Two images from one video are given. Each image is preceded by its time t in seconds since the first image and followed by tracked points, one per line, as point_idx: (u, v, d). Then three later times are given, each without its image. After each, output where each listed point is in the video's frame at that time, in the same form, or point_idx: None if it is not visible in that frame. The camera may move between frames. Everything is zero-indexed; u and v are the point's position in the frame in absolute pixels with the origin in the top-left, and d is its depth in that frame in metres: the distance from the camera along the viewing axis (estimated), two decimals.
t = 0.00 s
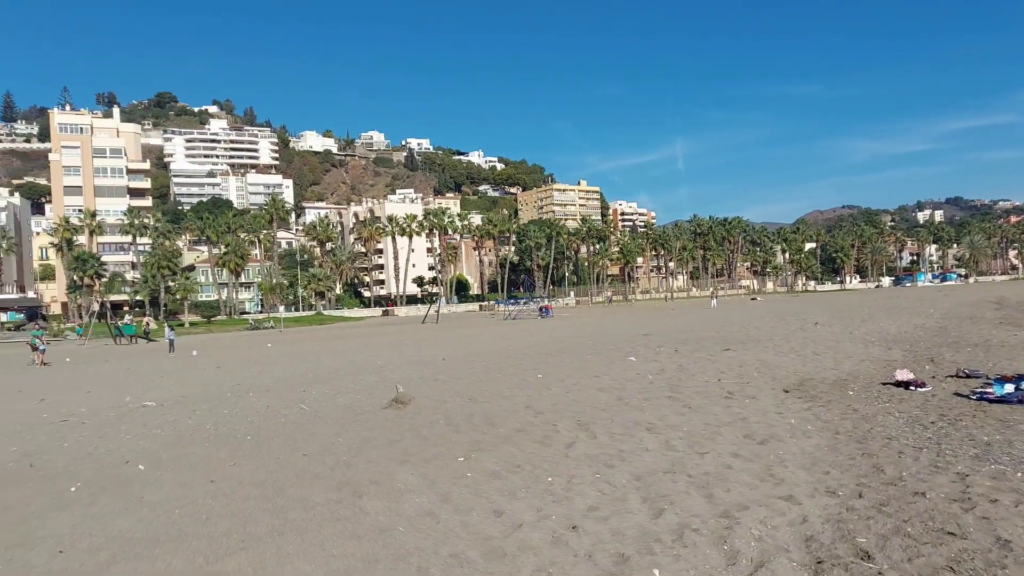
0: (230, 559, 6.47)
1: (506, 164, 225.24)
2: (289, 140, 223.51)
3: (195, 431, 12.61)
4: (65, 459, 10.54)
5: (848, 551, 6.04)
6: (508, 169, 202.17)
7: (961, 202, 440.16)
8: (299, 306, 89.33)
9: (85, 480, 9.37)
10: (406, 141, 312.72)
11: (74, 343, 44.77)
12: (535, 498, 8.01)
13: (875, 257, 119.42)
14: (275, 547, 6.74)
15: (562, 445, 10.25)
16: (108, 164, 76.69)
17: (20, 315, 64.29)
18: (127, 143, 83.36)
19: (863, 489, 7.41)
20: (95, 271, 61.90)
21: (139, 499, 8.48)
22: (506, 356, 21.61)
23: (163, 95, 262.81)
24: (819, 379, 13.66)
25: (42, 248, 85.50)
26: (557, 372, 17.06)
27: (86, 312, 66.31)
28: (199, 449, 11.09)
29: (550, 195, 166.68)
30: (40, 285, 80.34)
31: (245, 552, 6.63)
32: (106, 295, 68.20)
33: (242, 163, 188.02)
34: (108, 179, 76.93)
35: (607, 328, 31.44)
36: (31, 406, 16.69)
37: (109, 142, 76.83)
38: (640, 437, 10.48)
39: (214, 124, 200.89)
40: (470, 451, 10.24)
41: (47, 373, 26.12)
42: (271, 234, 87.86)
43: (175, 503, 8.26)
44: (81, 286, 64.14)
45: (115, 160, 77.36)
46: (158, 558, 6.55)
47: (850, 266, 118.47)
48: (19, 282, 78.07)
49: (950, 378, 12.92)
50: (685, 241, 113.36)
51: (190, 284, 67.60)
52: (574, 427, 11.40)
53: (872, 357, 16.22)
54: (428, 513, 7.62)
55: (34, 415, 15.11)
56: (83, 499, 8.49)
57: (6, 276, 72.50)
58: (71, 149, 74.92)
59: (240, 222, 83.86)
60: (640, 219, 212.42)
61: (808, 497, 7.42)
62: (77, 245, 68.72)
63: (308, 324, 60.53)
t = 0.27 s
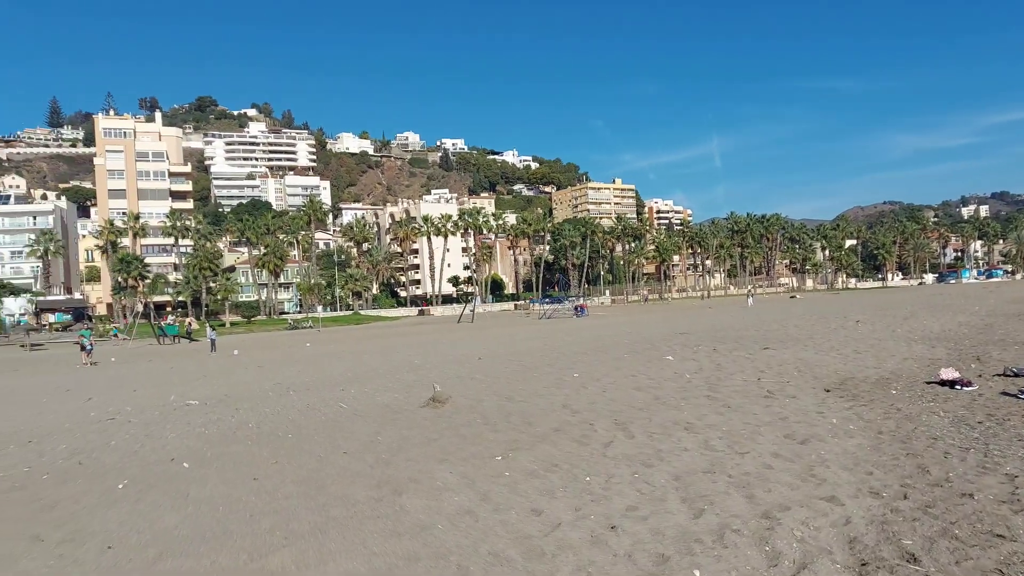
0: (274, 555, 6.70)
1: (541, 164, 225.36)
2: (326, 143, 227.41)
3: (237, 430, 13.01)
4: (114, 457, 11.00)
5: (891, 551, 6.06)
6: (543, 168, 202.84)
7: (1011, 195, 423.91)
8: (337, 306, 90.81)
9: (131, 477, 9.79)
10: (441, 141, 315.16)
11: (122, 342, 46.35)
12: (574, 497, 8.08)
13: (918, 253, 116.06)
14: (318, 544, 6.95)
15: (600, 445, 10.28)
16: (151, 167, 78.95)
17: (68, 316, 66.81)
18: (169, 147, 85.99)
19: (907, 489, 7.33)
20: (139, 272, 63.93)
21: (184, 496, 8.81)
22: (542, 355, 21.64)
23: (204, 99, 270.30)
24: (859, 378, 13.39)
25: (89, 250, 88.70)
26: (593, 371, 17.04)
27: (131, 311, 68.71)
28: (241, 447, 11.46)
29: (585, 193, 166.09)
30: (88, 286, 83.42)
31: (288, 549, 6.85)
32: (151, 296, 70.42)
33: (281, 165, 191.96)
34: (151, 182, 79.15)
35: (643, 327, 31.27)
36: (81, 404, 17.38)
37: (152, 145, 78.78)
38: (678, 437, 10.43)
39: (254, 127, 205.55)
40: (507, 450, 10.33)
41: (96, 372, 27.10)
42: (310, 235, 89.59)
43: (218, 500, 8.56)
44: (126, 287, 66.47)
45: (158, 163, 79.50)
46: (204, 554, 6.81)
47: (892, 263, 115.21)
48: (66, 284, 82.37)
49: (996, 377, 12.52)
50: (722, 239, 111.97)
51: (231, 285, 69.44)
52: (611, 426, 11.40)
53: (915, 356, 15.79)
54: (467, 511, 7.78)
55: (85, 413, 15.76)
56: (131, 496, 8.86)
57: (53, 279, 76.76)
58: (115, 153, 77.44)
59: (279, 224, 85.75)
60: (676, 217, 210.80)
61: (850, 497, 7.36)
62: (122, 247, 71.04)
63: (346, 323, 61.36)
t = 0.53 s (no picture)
0: (313, 551, 6.91)
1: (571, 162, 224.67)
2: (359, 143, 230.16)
3: (275, 427, 13.36)
4: (155, 453, 11.39)
5: (935, 554, 6.07)
6: (574, 166, 202.27)
7: None
8: (370, 305, 91.98)
9: (173, 473, 10.13)
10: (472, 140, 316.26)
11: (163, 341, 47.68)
12: (610, 495, 8.13)
13: (959, 249, 112.79)
14: (356, 540, 7.15)
15: (635, 443, 10.30)
16: (188, 169, 81.12)
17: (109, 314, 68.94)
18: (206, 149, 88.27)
19: (949, 490, 7.28)
20: (178, 272, 66.10)
21: (225, 492, 9.11)
22: (576, 353, 21.66)
23: (239, 101, 276.11)
24: (899, 375, 13.15)
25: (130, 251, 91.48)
26: (626, 369, 17.01)
27: (170, 311, 70.77)
28: (280, 444, 11.79)
29: (616, 190, 165.06)
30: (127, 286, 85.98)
31: (326, 545, 7.06)
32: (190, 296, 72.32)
33: (315, 166, 194.99)
34: (189, 184, 81.10)
35: (675, 325, 31.05)
36: (126, 401, 18.03)
37: (188, 147, 81.12)
38: (714, 435, 10.39)
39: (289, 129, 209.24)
40: (542, 448, 10.43)
41: (140, 370, 27.98)
42: (343, 235, 90.91)
43: (257, 496, 8.84)
44: (165, 287, 68.82)
45: (195, 164, 81.69)
46: (244, 549, 7.05)
47: (932, 259, 112.15)
48: (107, 284, 85.63)
49: None
50: (756, 236, 110.29)
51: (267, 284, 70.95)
52: (645, 424, 11.41)
53: (957, 353, 15.42)
54: (503, 508, 7.90)
55: (129, 410, 16.35)
56: (173, 492, 9.19)
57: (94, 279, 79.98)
58: (153, 155, 79.57)
59: (313, 223, 87.24)
60: (709, 214, 208.17)
61: (891, 497, 7.30)
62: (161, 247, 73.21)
63: (379, 322, 61.95)
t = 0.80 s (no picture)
0: (347, 547, 7.08)
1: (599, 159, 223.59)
2: (388, 143, 232.02)
3: (307, 424, 13.66)
4: (193, 451, 11.74)
5: (976, 555, 6.04)
6: (601, 163, 201.32)
7: None
8: (399, 303, 92.80)
9: (209, 470, 10.42)
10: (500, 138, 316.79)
11: (199, 339, 48.82)
12: (641, 494, 8.15)
13: (998, 244, 109.58)
14: (389, 537, 7.31)
15: (666, 442, 10.28)
16: (220, 170, 82.81)
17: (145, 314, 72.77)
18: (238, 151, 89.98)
19: (989, 491, 7.18)
20: (211, 272, 67.70)
21: (259, 489, 9.35)
22: (605, 351, 21.62)
23: (270, 103, 280.71)
24: (936, 372, 12.91)
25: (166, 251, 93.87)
26: (657, 366, 16.93)
27: (204, 310, 72.39)
28: (313, 441, 12.05)
29: (645, 187, 163.78)
30: (162, 286, 88.25)
31: (360, 541, 7.23)
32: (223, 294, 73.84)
33: (345, 166, 197.23)
34: (221, 184, 82.82)
35: (706, 322, 30.77)
36: (163, 398, 18.61)
37: (220, 148, 82.81)
38: (746, 433, 10.32)
39: (319, 130, 212.07)
40: (572, 446, 10.48)
41: (176, 367, 28.71)
42: (373, 234, 91.84)
43: (291, 493, 9.06)
44: (199, 286, 70.56)
45: (227, 165, 83.32)
46: (280, 544, 7.25)
47: (970, 253, 109.12)
48: (143, 284, 88.09)
49: None
50: (788, 232, 108.51)
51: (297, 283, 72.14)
52: (676, 422, 11.37)
53: (997, 350, 15.06)
54: (535, 506, 7.99)
55: (167, 408, 16.91)
56: (209, 489, 9.46)
57: (130, 278, 82.46)
58: (187, 156, 81.41)
59: (343, 223, 88.38)
60: (739, 210, 205.21)
61: (929, 497, 7.22)
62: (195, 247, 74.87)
63: (408, 321, 62.52)
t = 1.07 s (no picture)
0: (373, 543, 7.22)
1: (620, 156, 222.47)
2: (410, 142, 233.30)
3: (332, 422, 13.90)
4: (220, 448, 11.99)
5: (1006, 555, 6.01)
6: (623, 160, 200.38)
7: None
8: (421, 301, 93.43)
9: (236, 467, 10.66)
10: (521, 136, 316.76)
11: (225, 338, 49.69)
12: (666, 491, 8.18)
13: None
14: (413, 534, 7.43)
15: (691, 439, 10.28)
16: (245, 170, 84.04)
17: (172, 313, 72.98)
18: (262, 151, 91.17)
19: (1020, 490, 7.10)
20: (236, 271, 68.93)
21: (285, 486, 9.55)
22: (628, 348, 21.60)
23: (293, 103, 284.01)
24: (965, 369, 12.70)
25: (192, 251, 95.60)
26: (680, 364, 16.89)
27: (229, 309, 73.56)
28: (337, 439, 12.25)
29: (668, 183, 162.63)
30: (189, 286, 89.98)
31: (385, 538, 7.37)
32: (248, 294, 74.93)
33: (367, 165, 198.73)
34: (246, 184, 84.07)
35: (729, 319, 30.56)
36: (190, 397, 19.02)
37: (245, 148, 84.03)
38: (771, 431, 10.27)
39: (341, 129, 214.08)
40: (596, 443, 10.53)
41: (203, 365, 29.24)
42: (395, 232, 92.49)
43: (316, 490, 9.24)
44: (225, 285, 71.86)
45: (251, 165, 84.56)
46: (306, 541, 7.41)
47: (999, 248, 106.71)
48: (170, 284, 89.91)
49: None
50: (812, 227, 107.22)
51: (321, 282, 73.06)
52: (701, 419, 11.37)
53: None
54: (559, 503, 8.06)
55: (194, 406, 17.28)
56: (236, 486, 9.68)
57: (157, 278, 84.19)
58: (212, 157, 82.68)
59: (366, 222, 89.26)
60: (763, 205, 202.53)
61: (958, 495, 7.15)
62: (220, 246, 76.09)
63: (431, 319, 62.94)
